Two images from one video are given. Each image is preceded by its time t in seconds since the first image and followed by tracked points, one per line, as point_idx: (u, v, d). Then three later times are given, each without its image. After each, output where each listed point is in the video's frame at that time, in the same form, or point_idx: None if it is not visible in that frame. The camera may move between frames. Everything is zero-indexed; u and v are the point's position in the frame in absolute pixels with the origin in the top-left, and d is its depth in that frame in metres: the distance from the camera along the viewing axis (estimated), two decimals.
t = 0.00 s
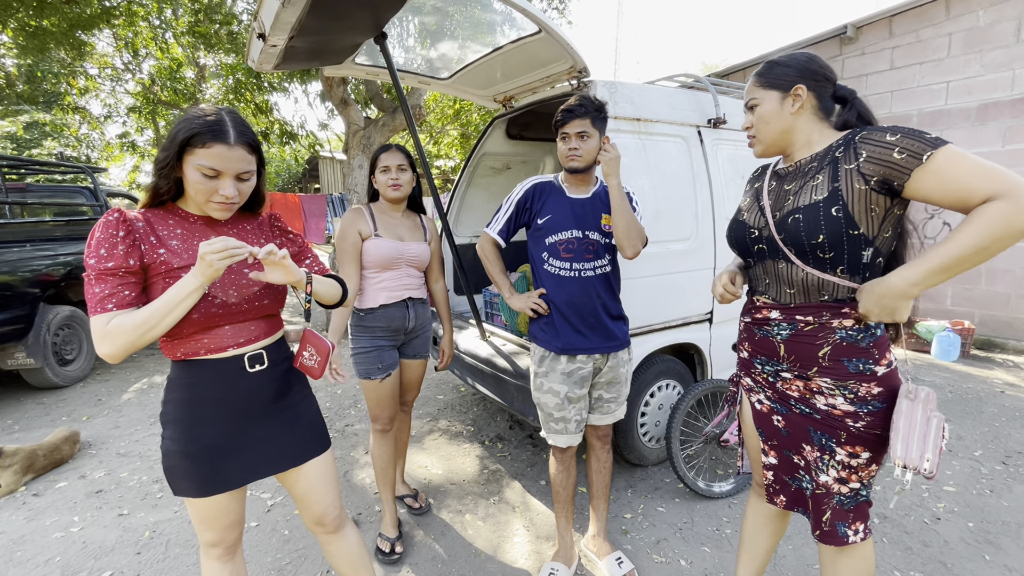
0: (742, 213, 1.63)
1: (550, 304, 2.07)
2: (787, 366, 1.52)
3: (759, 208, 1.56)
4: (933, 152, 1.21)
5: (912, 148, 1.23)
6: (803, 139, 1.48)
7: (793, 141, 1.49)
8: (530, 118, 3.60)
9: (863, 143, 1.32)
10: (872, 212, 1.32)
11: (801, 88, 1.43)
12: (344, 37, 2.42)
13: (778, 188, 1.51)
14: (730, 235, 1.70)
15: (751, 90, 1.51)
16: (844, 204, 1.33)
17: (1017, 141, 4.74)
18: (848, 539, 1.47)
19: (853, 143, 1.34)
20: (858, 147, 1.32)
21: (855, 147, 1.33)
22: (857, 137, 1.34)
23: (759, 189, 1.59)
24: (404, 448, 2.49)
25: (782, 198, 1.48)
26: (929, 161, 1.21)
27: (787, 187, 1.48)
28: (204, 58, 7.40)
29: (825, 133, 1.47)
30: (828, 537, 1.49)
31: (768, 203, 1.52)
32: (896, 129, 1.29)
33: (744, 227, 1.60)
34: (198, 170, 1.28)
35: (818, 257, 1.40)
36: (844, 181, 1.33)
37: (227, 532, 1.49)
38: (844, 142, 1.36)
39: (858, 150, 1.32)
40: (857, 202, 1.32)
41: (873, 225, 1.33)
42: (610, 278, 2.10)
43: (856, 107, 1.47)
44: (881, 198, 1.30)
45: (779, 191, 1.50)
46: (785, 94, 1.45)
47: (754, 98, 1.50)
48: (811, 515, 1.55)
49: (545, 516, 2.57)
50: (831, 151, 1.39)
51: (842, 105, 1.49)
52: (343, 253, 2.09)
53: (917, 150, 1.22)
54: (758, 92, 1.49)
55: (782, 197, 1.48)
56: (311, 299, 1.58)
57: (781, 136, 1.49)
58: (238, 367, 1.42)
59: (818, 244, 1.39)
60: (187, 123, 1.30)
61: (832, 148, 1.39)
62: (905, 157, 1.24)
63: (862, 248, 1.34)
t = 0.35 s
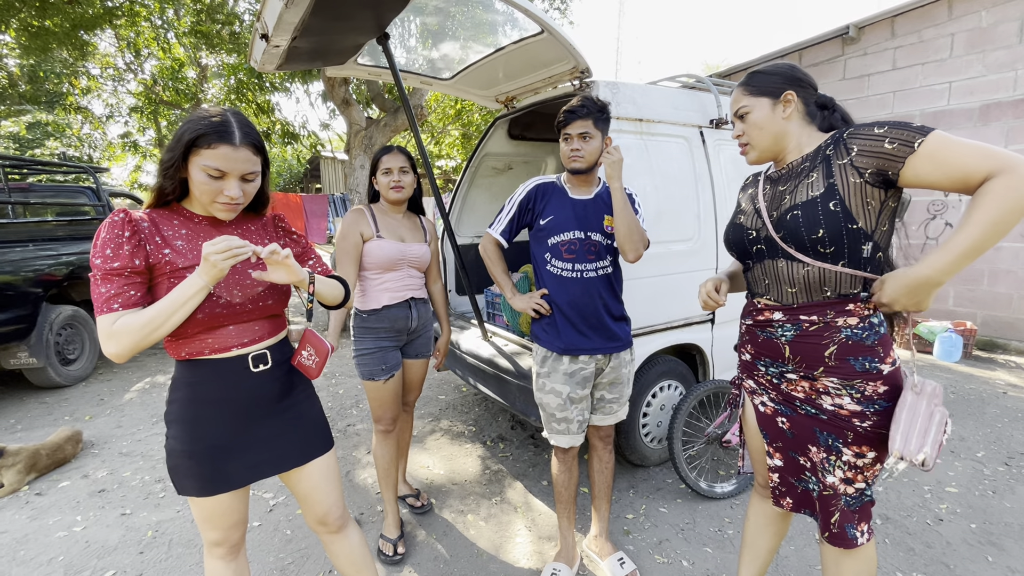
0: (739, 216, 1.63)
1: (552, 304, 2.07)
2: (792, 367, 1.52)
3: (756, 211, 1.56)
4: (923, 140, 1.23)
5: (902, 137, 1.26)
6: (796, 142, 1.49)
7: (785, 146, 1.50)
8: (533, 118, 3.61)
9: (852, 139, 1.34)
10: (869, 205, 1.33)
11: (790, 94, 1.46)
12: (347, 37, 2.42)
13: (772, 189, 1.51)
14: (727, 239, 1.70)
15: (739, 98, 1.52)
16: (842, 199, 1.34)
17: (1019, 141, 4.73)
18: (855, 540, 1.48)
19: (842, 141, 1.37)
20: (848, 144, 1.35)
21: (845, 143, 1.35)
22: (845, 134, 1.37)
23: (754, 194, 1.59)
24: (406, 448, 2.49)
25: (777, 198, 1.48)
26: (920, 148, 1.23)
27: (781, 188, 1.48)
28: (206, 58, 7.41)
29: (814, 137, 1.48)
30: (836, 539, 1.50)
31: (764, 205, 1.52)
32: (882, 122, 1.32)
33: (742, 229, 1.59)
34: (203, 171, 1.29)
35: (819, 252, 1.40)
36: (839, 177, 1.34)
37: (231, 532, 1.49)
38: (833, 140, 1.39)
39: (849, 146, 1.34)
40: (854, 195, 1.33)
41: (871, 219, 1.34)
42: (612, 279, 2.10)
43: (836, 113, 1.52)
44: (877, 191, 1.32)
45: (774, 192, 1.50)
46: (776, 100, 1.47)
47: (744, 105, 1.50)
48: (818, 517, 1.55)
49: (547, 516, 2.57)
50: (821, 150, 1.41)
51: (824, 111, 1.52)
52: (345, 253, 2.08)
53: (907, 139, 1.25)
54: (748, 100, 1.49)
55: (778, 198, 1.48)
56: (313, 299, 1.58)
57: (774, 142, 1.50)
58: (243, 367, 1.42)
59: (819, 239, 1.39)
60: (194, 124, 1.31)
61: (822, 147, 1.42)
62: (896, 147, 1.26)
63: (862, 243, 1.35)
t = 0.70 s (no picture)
0: (741, 218, 1.60)
1: (557, 304, 2.07)
2: (797, 366, 1.52)
3: (758, 211, 1.54)
4: (926, 134, 1.26)
5: (906, 132, 1.27)
6: (795, 143, 1.48)
7: (785, 147, 1.49)
8: (536, 119, 3.62)
9: (854, 135, 1.34)
10: (873, 200, 1.33)
11: (787, 96, 1.45)
12: (350, 40, 2.43)
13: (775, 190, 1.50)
14: (730, 241, 1.68)
15: (733, 104, 1.49)
16: (848, 195, 1.34)
17: None
18: (858, 538, 1.47)
19: (843, 138, 1.37)
20: (850, 140, 1.35)
21: (847, 140, 1.35)
22: (846, 131, 1.37)
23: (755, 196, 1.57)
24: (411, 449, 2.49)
25: (781, 198, 1.47)
26: (923, 141, 1.26)
27: (784, 188, 1.47)
28: (210, 62, 7.44)
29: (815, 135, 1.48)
30: (839, 536, 1.49)
31: (767, 205, 1.51)
32: (883, 118, 1.33)
33: (745, 231, 1.58)
34: (214, 174, 1.30)
35: (826, 251, 1.39)
36: (844, 175, 1.34)
37: (239, 533, 1.50)
38: (833, 137, 1.39)
39: (852, 143, 1.34)
40: (861, 194, 1.33)
41: (876, 214, 1.34)
42: (617, 279, 2.10)
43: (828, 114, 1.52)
44: (880, 186, 1.32)
45: (777, 193, 1.49)
46: (772, 103, 1.46)
47: (740, 111, 1.48)
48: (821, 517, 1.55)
49: (553, 517, 2.57)
50: (822, 148, 1.41)
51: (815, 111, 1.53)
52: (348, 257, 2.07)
53: (910, 133, 1.27)
54: (743, 105, 1.47)
55: (781, 197, 1.47)
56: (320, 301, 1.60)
57: (774, 144, 1.48)
58: (251, 368, 1.43)
59: (826, 237, 1.38)
60: (204, 127, 1.31)
61: (823, 145, 1.42)
62: (900, 142, 1.28)
63: (868, 240, 1.35)
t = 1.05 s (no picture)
0: (751, 220, 1.57)
1: (566, 306, 2.06)
2: (816, 365, 1.50)
3: (771, 212, 1.52)
4: (937, 131, 1.28)
5: (917, 129, 1.29)
6: (801, 142, 1.47)
7: (791, 147, 1.47)
8: (542, 121, 3.62)
9: (866, 134, 1.35)
10: (888, 197, 1.33)
11: (792, 95, 1.43)
12: (356, 46, 2.44)
13: (786, 190, 1.48)
14: (740, 243, 1.65)
15: (737, 104, 1.46)
16: (866, 194, 1.34)
17: None
18: (880, 537, 1.46)
19: (853, 136, 1.37)
20: (862, 139, 1.36)
21: (859, 138, 1.36)
22: (856, 129, 1.38)
23: (763, 196, 1.55)
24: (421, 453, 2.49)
25: (794, 198, 1.45)
26: (935, 139, 1.28)
27: (796, 188, 1.46)
28: (217, 70, 7.52)
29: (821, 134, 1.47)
30: (863, 537, 1.47)
31: (779, 206, 1.48)
32: (892, 116, 1.35)
33: (758, 232, 1.54)
34: (225, 179, 1.31)
35: (847, 250, 1.38)
36: (861, 173, 1.34)
37: (253, 537, 1.50)
38: (842, 135, 1.39)
39: (865, 141, 1.35)
40: (879, 191, 1.33)
41: (893, 212, 1.34)
42: (626, 280, 2.09)
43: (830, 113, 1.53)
44: (895, 183, 1.33)
45: (789, 193, 1.47)
46: (779, 103, 1.43)
47: (746, 112, 1.45)
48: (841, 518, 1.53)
49: (565, 519, 2.56)
50: (831, 146, 1.41)
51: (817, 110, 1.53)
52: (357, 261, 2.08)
53: (922, 131, 1.29)
54: (749, 106, 1.44)
55: (795, 198, 1.45)
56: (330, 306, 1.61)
57: (781, 144, 1.46)
58: (263, 373, 1.43)
59: (848, 237, 1.36)
60: (215, 134, 1.33)
61: (832, 143, 1.42)
62: (913, 139, 1.29)
63: (888, 237, 1.34)
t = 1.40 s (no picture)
0: (765, 222, 1.54)
1: (579, 310, 2.06)
2: (840, 367, 1.47)
3: (786, 215, 1.49)
4: (950, 126, 1.29)
5: (931, 124, 1.30)
6: (812, 142, 1.44)
7: (801, 150, 1.44)
8: (550, 125, 3.62)
9: (879, 131, 1.35)
10: (908, 193, 1.33)
11: (800, 96, 1.40)
12: (365, 57, 2.47)
13: (801, 191, 1.46)
14: (756, 248, 1.60)
15: (744, 108, 1.43)
16: (888, 192, 1.33)
17: None
18: (912, 541, 1.44)
19: (865, 134, 1.37)
20: (876, 136, 1.35)
21: (873, 136, 1.36)
22: (868, 127, 1.38)
23: (776, 198, 1.53)
24: (436, 460, 2.49)
25: (812, 199, 1.43)
26: (949, 132, 1.29)
27: (812, 189, 1.43)
28: (230, 84, 7.65)
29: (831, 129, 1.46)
30: (895, 541, 1.45)
31: (796, 208, 1.46)
32: (904, 112, 1.35)
33: (774, 235, 1.51)
34: (236, 194, 1.33)
35: (874, 249, 1.36)
36: (880, 170, 1.33)
37: (270, 548, 1.51)
38: (854, 133, 1.38)
39: (880, 138, 1.35)
40: (900, 188, 1.33)
41: (913, 208, 1.34)
42: (638, 283, 2.07)
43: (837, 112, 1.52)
44: (912, 179, 1.34)
45: (805, 194, 1.45)
46: (787, 104, 1.41)
47: (755, 115, 1.41)
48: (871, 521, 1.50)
49: (582, 525, 2.54)
50: (844, 145, 1.40)
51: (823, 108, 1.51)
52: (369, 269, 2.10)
53: (936, 125, 1.29)
54: (757, 109, 1.41)
55: (812, 199, 1.43)
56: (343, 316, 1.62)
57: (792, 147, 1.43)
58: (278, 384, 1.45)
59: (874, 236, 1.34)
60: (225, 149, 1.35)
61: (842, 141, 1.41)
62: (928, 134, 1.30)
63: (912, 234, 1.35)
